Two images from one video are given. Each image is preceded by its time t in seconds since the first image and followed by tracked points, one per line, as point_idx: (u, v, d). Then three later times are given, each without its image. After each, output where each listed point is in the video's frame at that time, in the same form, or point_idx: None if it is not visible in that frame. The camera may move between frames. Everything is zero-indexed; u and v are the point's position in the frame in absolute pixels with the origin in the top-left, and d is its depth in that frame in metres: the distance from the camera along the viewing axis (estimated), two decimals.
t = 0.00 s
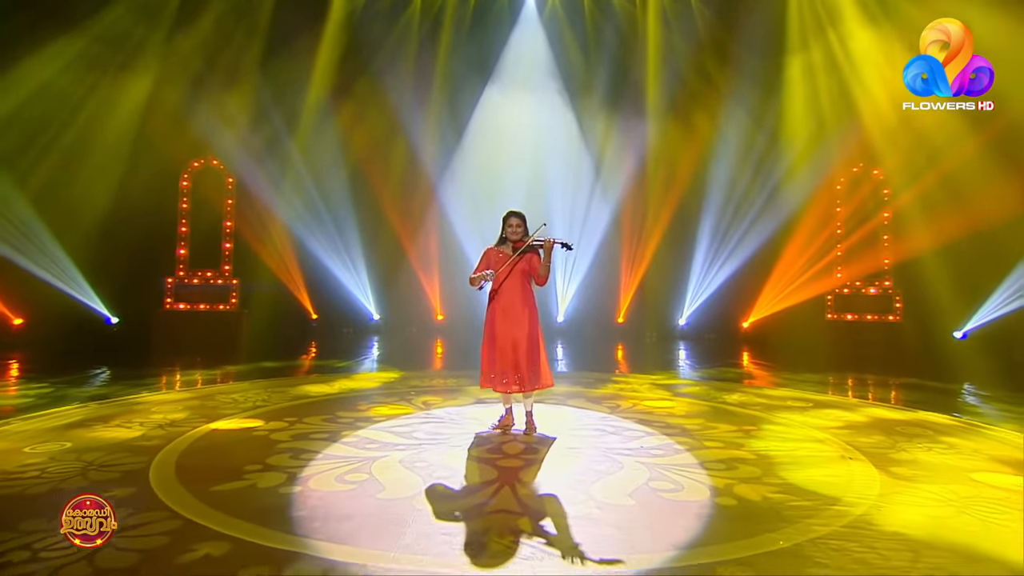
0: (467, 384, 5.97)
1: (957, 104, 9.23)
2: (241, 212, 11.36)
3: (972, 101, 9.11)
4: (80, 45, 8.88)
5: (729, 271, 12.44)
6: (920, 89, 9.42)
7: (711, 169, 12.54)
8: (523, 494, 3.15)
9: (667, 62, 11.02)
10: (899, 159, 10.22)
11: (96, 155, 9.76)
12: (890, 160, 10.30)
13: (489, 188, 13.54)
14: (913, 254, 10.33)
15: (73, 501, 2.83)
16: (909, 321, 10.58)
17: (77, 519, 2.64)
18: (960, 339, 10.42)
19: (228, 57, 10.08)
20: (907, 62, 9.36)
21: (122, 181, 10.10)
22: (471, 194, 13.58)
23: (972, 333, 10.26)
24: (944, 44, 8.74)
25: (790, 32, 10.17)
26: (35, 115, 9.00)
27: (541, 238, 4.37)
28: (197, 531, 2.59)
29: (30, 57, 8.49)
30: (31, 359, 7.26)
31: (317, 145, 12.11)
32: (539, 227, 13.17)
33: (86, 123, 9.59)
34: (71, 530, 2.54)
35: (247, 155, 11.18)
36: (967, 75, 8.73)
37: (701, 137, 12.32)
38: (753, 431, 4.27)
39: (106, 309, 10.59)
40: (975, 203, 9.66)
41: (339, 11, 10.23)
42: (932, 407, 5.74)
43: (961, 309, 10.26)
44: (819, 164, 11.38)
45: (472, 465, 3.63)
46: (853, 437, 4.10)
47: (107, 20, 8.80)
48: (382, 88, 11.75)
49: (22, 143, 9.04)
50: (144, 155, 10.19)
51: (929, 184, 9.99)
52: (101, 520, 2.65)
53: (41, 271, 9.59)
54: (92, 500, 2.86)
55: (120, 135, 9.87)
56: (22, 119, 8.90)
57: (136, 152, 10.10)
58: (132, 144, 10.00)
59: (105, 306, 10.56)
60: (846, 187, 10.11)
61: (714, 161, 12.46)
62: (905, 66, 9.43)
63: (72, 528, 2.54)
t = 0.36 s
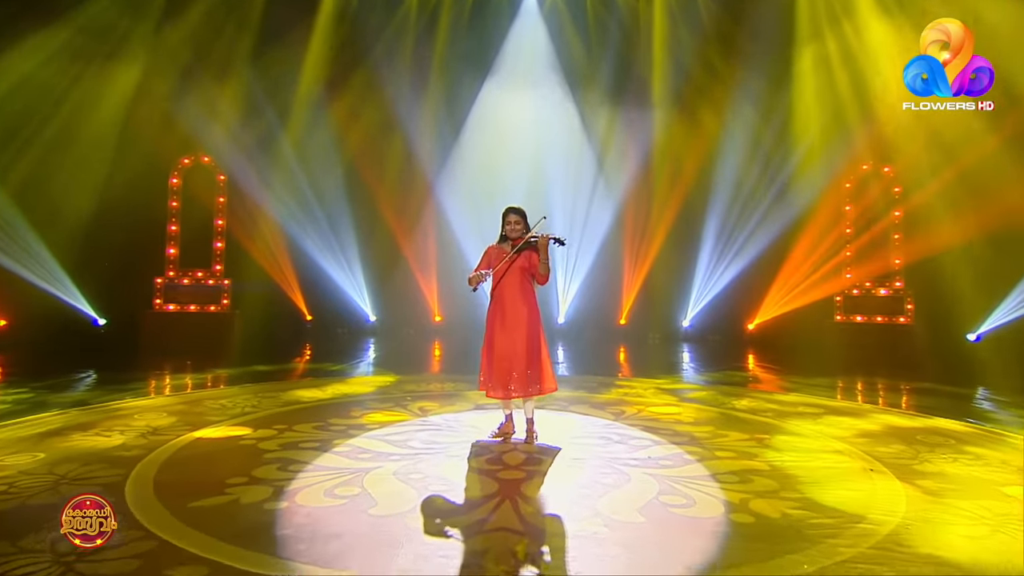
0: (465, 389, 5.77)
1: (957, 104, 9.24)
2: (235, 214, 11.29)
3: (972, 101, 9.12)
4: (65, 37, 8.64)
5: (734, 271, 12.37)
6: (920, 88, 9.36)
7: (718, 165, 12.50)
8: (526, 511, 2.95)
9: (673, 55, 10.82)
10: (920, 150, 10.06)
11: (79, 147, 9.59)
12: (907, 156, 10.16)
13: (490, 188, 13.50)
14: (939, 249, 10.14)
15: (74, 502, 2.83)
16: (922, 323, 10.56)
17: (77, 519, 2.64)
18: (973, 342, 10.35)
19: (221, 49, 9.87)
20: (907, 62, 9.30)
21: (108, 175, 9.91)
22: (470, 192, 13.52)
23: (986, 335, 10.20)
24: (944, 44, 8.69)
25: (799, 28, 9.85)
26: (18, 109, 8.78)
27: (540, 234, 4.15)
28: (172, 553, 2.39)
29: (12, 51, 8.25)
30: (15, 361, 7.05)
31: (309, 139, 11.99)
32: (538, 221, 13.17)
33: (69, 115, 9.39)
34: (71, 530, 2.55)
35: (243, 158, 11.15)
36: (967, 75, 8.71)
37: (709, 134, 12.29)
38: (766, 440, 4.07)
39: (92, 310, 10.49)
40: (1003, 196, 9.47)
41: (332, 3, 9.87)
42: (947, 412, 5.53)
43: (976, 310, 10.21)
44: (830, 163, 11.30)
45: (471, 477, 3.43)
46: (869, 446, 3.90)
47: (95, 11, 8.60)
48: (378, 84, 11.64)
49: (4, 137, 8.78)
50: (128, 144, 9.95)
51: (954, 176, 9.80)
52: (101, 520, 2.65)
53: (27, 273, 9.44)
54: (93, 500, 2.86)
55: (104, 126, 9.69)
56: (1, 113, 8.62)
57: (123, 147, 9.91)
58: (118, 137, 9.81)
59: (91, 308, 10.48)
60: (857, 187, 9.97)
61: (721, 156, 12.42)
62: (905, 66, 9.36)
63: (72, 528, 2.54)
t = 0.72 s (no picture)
0: (462, 393, 5.56)
1: (957, 104, 9.13)
2: (223, 212, 11.06)
3: (972, 101, 9.01)
4: (48, 22, 8.27)
5: (737, 273, 12.24)
6: (920, 89, 9.32)
7: (725, 162, 12.37)
8: (527, 528, 2.73)
9: (679, 48, 10.71)
10: (944, 141, 9.62)
11: (61, 137, 9.24)
12: (920, 150, 9.83)
13: (486, 186, 13.30)
14: (969, 242, 9.65)
15: (74, 502, 2.79)
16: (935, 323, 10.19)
17: (77, 519, 2.60)
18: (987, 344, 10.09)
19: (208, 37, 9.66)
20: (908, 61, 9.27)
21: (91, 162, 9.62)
22: (467, 188, 13.34)
23: (999, 337, 9.94)
24: (943, 44, 8.63)
25: (808, 17, 9.74)
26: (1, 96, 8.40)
27: (544, 233, 3.94)
28: None
29: None
30: None
31: (298, 133, 11.82)
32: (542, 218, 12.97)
33: (51, 103, 9.04)
34: (72, 530, 2.53)
35: (229, 152, 10.93)
36: (967, 75, 8.63)
37: (713, 127, 12.12)
38: (779, 449, 3.86)
39: (75, 312, 10.40)
40: None
41: None
42: (961, 417, 5.34)
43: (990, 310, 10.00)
44: (839, 158, 11.05)
45: (468, 490, 3.21)
46: (888, 455, 3.70)
47: None
48: (372, 78, 11.44)
49: None
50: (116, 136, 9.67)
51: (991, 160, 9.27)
52: (101, 520, 2.62)
53: (5, 272, 9.16)
54: (93, 500, 2.82)
55: (86, 114, 9.36)
56: None
57: (109, 141, 9.63)
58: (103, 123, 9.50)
59: (74, 308, 10.37)
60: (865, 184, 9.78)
61: (727, 154, 12.30)
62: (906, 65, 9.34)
63: (72, 528, 2.53)
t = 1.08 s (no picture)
0: (454, 394, 5.36)
1: (958, 104, 9.26)
2: (203, 204, 10.82)
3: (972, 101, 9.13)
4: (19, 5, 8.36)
5: (739, 267, 11.93)
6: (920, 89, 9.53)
7: (728, 146, 12.04)
8: (523, 543, 2.53)
9: (684, 28, 10.90)
10: (956, 135, 9.59)
11: (35, 119, 9.13)
12: (931, 142, 9.82)
13: (478, 176, 13.21)
14: (985, 236, 9.53)
15: (73, 502, 2.74)
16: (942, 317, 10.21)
17: (76, 519, 2.57)
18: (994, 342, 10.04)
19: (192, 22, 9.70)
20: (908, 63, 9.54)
21: (63, 144, 9.42)
22: (460, 177, 13.21)
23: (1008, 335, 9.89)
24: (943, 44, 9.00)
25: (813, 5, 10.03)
26: None
27: (543, 226, 3.71)
28: None
29: None
30: None
31: (283, 122, 11.75)
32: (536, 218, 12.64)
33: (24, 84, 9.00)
34: (71, 530, 2.49)
35: (210, 144, 10.73)
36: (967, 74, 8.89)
37: (716, 115, 12.01)
38: (789, 454, 3.67)
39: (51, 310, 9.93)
40: None
41: None
42: (969, 417, 5.18)
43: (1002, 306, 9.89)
44: (849, 146, 10.69)
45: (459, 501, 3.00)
46: (902, 461, 3.52)
47: None
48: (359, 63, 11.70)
49: None
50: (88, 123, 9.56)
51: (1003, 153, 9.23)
52: (102, 520, 2.58)
53: None
54: (93, 500, 2.78)
55: (62, 97, 9.28)
56: None
57: (84, 127, 9.51)
58: (78, 108, 9.43)
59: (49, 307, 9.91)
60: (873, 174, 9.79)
61: (728, 141, 12.04)
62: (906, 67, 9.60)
63: (72, 528, 2.49)
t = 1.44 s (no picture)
0: (447, 392, 5.16)
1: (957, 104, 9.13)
2: (185, 194, 10.78)
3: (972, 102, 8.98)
4: None
5: (740, 261, 11.75)
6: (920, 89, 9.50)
7: (729, 146, 11.90)
8: (521, 554, 2.33)
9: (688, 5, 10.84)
10: (965, 121, 9.18)
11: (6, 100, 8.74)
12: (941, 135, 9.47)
13: (474, 161, 13.00)
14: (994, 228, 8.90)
15: (74, 502, 2.66)
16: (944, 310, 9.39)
17: (77, 518, 2.48)
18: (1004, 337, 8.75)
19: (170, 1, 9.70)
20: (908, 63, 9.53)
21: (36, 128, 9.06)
22: (451, 159, 12.94)
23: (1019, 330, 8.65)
24: (943, 44, 9.05)
25: None
26: None
27: (532, 212, 3.53)
28: None
29: None
30: None
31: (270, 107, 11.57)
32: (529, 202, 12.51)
33: None
34: (71, 530, 2.41)
35: (193, 128, 10.72)
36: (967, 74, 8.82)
37: (717, 103, 11.88)
38: (799, 456, 3.49)
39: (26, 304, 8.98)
40: None
41: None
42: (978, 414, 5.02)
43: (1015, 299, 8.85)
44: (857, 133, 10.39)
45: (452, 507, 2.80)
46: (918, 462, 3.34)
47: None
48: (345, 46, 11.59)
49: None
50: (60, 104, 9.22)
51: (1018, 140, 8.72)
52: (102, 520, 2.49)
53: None
54: (93, 500, 2.68)
55: (34, 76, 8.94)
56: None
57: (57, 106, 9.19)
58: (50, 89, 9.12)
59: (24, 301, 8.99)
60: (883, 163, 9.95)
61: (731, 138, 11.85)
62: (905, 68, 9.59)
63: (72, 528, 2.40)
